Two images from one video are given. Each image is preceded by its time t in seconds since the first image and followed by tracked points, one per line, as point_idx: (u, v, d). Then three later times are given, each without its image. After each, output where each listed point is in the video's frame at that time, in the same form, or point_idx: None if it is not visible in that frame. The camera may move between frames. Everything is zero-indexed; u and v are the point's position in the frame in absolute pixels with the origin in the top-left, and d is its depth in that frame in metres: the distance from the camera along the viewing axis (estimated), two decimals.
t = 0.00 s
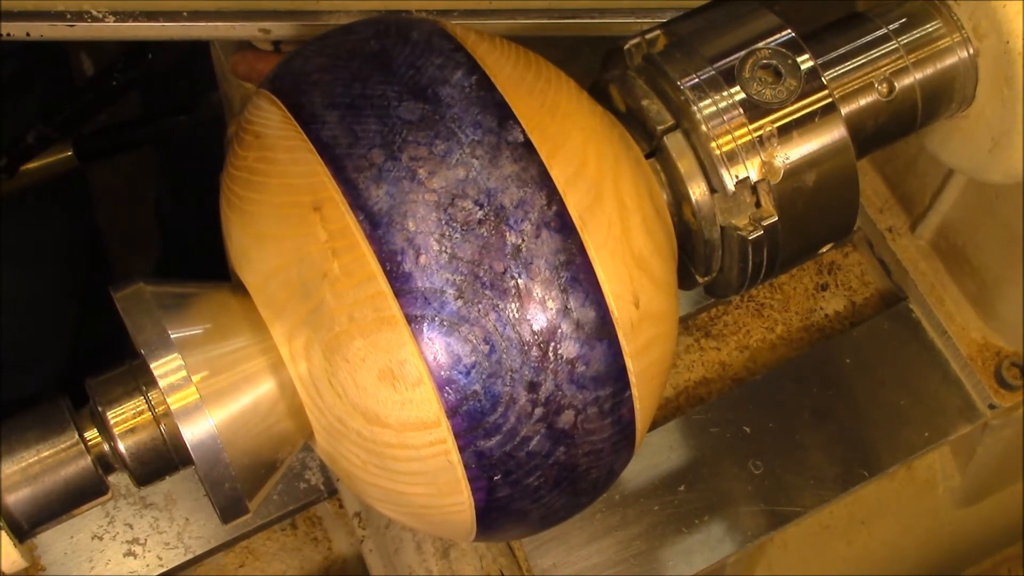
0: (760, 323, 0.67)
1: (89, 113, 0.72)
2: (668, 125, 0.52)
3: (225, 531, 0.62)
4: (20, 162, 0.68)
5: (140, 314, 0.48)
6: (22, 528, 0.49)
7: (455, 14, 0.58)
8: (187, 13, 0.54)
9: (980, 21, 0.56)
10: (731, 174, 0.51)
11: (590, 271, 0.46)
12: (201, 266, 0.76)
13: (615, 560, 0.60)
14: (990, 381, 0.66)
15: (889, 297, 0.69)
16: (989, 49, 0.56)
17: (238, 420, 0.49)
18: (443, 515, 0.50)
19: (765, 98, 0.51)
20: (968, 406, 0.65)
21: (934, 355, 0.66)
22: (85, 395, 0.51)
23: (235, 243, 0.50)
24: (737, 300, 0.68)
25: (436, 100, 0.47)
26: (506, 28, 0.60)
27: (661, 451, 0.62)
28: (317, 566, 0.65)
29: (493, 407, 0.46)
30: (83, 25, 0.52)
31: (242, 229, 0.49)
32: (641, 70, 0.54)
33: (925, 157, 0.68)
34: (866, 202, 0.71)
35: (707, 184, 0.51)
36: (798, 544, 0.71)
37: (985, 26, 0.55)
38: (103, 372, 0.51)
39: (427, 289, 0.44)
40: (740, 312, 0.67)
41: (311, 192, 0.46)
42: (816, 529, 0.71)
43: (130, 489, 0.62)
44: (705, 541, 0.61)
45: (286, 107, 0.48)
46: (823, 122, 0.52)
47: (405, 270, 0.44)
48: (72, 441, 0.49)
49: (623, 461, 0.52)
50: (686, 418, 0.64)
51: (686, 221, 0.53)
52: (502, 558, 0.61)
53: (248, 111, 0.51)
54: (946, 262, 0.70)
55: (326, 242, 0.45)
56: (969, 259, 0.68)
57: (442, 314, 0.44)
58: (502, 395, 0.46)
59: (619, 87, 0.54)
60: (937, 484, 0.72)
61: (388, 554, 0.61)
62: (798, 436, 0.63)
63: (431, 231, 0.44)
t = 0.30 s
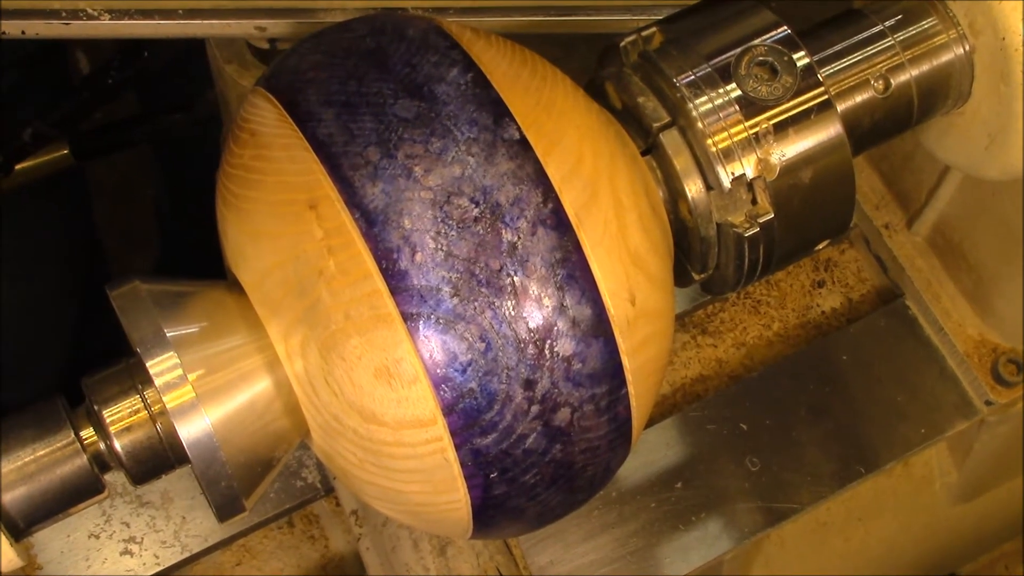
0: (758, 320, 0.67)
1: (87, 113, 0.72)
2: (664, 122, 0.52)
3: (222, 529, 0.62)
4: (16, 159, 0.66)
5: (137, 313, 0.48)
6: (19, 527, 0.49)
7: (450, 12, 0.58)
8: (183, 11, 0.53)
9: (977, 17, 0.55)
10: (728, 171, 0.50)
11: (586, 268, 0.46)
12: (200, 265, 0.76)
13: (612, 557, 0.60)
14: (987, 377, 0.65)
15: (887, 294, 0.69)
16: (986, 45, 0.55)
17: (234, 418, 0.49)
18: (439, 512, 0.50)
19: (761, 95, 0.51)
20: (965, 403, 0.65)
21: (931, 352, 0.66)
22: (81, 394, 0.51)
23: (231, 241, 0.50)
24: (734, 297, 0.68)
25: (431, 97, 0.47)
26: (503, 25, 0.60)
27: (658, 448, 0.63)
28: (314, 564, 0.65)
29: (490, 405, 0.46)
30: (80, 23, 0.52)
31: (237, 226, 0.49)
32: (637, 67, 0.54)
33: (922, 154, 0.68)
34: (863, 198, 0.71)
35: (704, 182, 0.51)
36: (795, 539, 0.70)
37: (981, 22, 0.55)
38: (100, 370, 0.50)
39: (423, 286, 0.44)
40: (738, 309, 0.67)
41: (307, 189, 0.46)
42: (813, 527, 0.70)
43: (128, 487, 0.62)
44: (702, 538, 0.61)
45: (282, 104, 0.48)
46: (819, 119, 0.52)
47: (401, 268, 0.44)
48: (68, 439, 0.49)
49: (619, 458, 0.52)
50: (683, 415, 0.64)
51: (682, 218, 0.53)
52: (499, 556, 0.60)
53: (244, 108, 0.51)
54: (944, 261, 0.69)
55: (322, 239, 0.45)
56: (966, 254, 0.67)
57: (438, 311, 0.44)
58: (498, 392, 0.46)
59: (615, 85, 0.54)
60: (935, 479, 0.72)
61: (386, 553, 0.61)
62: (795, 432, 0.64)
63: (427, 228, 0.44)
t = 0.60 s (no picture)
0: (757, 304, 0.67)
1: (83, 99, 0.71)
2: (662, 106, 0.52)
3: (221, 514, 0.62)
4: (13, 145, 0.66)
5: (133, 297, 0.48)
6: (18, 511, 0.49)
7: None
8: None
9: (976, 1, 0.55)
10: (725, 155, 0.50)
11: (584, 253, 0.46)
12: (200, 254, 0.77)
13: (611, 541, 0.60)
14: (986, 361, 0.66)
15: (885, 278, 0.69)
16: (984, 28, 0.55)
17: (232, 403, 0.49)
18: (438, 497, 0.50)
19: (759, 79, 0.51)
20: (964, 386, 0.64)
21: (930, 335, 0.66)
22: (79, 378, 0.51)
23: (228, 225, 0.50)
24: (732, 281, 0.68)
25: (429, 82, 0.47)
26: (501, 10, 0.60)
27: (657, 432, 0.63)
28: (314, 548, 0.66)
29: (488, 389, 0.46)
30: (77, 9, 0.51)
31: (235, 211, 0.49)
32: (635, 51, 0.53)
33: (921, 139, 0.68)
34: (861, 181, 0.71)
35: (702, 166, 0.51)
36: (794, 523, 0.71)
37: (980, 5, 0.55)
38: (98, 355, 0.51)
39: (420, 271, 0.44)
40: (737, 293, 0.67)
41: (305, 174, 0.46)
42: (811, 511, 0.71)
43: (127, 473, 0.62)
44: (701, 521, 0.61)
45: (279, 89, 0.48)
46: (818, 103, 0.51)
47: (399, 253, 0.44)
48: (66, 424, 0.49)
49: (618, 442, 0.52)
50: (681, 399, 0.64)
51: (680, 202, 0.53)
52: (498, 539, 0.61)
53: (241, 93, 0.51)
54: (943, 244, 0.69)
55: (319, 224, 0.45)
56: (965, 239, 0.67)
57: (436, 296, 0.44)
58: (496, 377, 0.46)
59: (613, 69, 0.54)
60: (934, 462, 0.72)
61: (384, 535, 0.61)
62: (794, 416, 0.64)
63: (424, 213, 0.44)
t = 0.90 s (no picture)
0: (757, 281, 0.67)
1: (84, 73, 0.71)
2: (663, 83, 0.51)
3: (221, 491, 0.62)
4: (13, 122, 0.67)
5: (133, 273, 0.47)
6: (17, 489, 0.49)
7: None
8: None
9: None
10: (727, 132, 0.50)
11: (586, 232, 0.46)
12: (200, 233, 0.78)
13: (611, 519, 0.61)
14: (986, 337, 0.65)
15: (885, 255, 0.69)
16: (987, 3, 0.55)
17: (231, 380, 0.49)
18: (439, 475, 0.50)
19: (760, 54, 0.51)
20: (964, 362, 0.64)
21: (931, 313, 0.66)
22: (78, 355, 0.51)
23: (228, 202, 0.49)
24: (732, 259, 0.68)
25: (430, 59, 0.46)
26: None
27: (657, 409, 0.63)
28: (314, 525, 0.66)
29: (489, 369, 0.46)
30: None
31: (235, 187, 0.49)
32: (636, 27, 0.53)
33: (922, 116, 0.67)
34: (862, 157, 0.71)
35: (703, 143, 0.51)
36: (795, 500, 0.71)
37: None
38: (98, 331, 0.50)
39: (421, 251, 0.44)
40: (737, 271, 0.67)
41: (305, 153, 0.45)
42: (813, 486, 0.71)
43: (126, 450, 0.62)
44: (701, 498, 0.61)
45: (279, 67, 0.48)
46: (819, 79, 0.51)
47: (400, 232, 0.44)
48: (65, 401, 0.49)
49: (618, 421, 0.52)
50: (681, 377, 0.64)
51: (681, 179, 0.52)
52: (498, 517, 0.61)
53: (240, 70, 0.51)
54: (944, 221, 0.68)
55: (320, 203, 0.45)
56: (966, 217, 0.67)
57: (437, 276, 0.44)
58: (498, 357, 0.46)
59: (614, 45, 0.53)
60: (934, 439, 0.72)
61: (385, 513, 0.61)
62: (795, 394, 0.64)
63: (425, 192, 0.44)
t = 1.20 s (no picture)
0: (755, 272, 0.67)
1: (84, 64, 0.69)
2: (661, 73, 0.51)
3: (220, 483, 0.62)
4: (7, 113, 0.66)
5: (131, 264, 0.48)
6: (15, 480, 0.49)
7: None
8: None
9: None
10: (725, 122, 0.50)
11: (584, 222, 0.46)
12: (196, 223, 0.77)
13: (609, 510, 0.61)
14: (985, 328, 0.65)
15: (885, 246, 0.69)
16: None
17: (229, 371, 0.49)
18: (437, 466, 0.50)
19: (759, 44, 0.51)
20: (962, 353, 0.64)
21: (929, 304, 0.66)
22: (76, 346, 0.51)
23: (225, 193, 0.49)
24: (731, 250, 0.68)
25: (428, 49, 0.46)
26: None
27: (655, 400, 0.63)
28: (312, 517, 0.66)
29: (488, 360, 0.46)
30: None
31: (232, 178, 0.49)
32: (634, 17, 0.53)
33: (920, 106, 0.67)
34: (861, 148, 0.71)
35: (701, 133, 0.51)
36: (792, 490, 0.71)
37: None
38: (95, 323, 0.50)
39: (420, 241, 0.44)
40: (735, 262, 0.67)
41: (303, 143, 0.45)
42: (811, 478, 0.71)
43: (125, 442, 0.62)
44: (700, 489, 0.61)
45: (276, 57, 0.48)
46: (818, 69, 0.51)
47: (398, 223, 0.44)
48: (63, 392, 0.49)
49: (615, 412, 0.52)
50: (680, 367, 0.64)
51: (680, 169, 0.52)
52: (496, 508, 0.61)
53: (238, 60, 0.50)
54: (941, 209, 0.69)
55: (318, 193, 0.44)
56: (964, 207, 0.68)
57: (436, 266, 0.44)
58: (496, 347, 0.46)
59: (613, 35, 0.53)
60: (932, 431, 0.72)
61: (383, 505, 0.61)
62: (794, 385, 0.63)
63: (424, 182, 0.44)
